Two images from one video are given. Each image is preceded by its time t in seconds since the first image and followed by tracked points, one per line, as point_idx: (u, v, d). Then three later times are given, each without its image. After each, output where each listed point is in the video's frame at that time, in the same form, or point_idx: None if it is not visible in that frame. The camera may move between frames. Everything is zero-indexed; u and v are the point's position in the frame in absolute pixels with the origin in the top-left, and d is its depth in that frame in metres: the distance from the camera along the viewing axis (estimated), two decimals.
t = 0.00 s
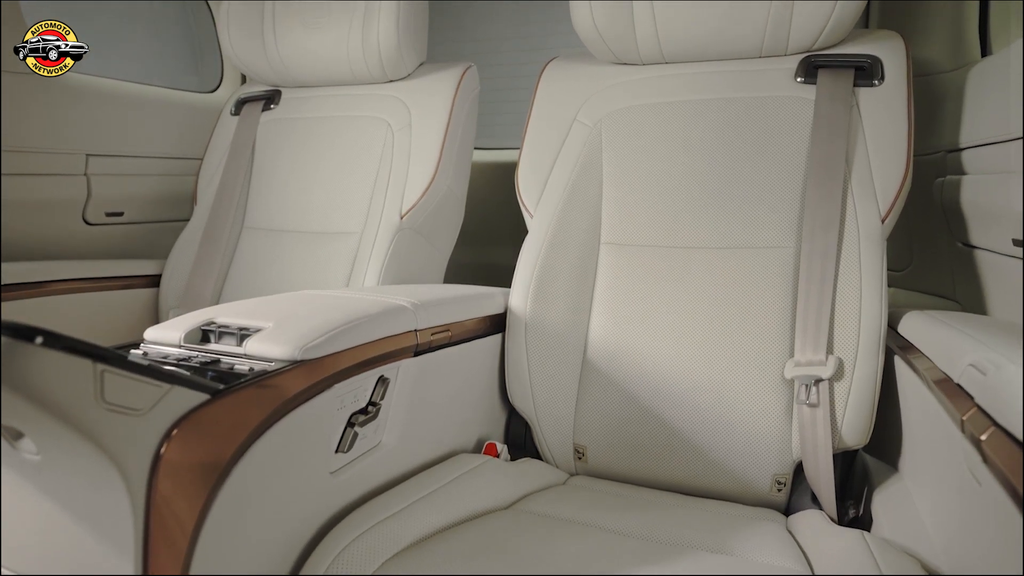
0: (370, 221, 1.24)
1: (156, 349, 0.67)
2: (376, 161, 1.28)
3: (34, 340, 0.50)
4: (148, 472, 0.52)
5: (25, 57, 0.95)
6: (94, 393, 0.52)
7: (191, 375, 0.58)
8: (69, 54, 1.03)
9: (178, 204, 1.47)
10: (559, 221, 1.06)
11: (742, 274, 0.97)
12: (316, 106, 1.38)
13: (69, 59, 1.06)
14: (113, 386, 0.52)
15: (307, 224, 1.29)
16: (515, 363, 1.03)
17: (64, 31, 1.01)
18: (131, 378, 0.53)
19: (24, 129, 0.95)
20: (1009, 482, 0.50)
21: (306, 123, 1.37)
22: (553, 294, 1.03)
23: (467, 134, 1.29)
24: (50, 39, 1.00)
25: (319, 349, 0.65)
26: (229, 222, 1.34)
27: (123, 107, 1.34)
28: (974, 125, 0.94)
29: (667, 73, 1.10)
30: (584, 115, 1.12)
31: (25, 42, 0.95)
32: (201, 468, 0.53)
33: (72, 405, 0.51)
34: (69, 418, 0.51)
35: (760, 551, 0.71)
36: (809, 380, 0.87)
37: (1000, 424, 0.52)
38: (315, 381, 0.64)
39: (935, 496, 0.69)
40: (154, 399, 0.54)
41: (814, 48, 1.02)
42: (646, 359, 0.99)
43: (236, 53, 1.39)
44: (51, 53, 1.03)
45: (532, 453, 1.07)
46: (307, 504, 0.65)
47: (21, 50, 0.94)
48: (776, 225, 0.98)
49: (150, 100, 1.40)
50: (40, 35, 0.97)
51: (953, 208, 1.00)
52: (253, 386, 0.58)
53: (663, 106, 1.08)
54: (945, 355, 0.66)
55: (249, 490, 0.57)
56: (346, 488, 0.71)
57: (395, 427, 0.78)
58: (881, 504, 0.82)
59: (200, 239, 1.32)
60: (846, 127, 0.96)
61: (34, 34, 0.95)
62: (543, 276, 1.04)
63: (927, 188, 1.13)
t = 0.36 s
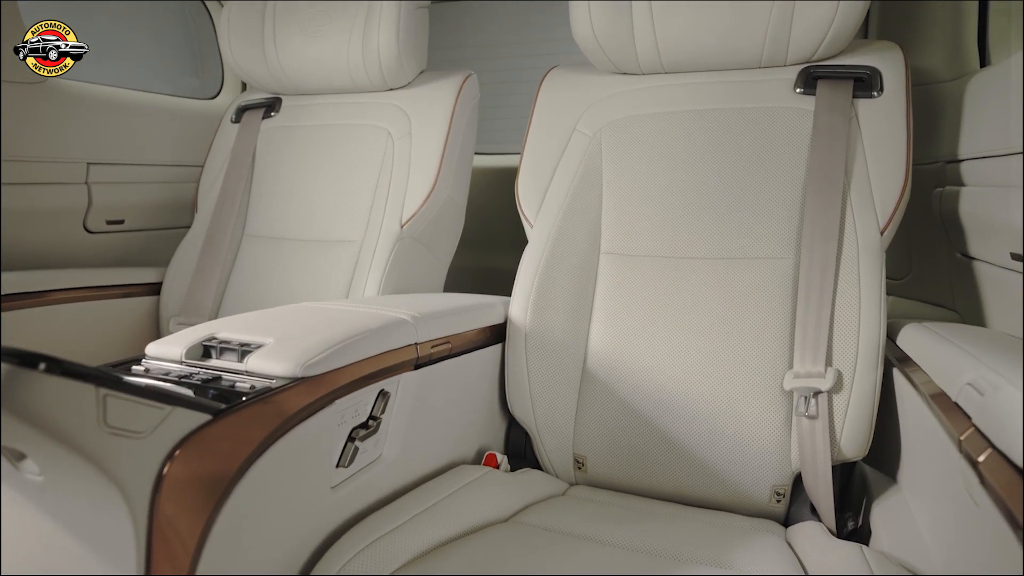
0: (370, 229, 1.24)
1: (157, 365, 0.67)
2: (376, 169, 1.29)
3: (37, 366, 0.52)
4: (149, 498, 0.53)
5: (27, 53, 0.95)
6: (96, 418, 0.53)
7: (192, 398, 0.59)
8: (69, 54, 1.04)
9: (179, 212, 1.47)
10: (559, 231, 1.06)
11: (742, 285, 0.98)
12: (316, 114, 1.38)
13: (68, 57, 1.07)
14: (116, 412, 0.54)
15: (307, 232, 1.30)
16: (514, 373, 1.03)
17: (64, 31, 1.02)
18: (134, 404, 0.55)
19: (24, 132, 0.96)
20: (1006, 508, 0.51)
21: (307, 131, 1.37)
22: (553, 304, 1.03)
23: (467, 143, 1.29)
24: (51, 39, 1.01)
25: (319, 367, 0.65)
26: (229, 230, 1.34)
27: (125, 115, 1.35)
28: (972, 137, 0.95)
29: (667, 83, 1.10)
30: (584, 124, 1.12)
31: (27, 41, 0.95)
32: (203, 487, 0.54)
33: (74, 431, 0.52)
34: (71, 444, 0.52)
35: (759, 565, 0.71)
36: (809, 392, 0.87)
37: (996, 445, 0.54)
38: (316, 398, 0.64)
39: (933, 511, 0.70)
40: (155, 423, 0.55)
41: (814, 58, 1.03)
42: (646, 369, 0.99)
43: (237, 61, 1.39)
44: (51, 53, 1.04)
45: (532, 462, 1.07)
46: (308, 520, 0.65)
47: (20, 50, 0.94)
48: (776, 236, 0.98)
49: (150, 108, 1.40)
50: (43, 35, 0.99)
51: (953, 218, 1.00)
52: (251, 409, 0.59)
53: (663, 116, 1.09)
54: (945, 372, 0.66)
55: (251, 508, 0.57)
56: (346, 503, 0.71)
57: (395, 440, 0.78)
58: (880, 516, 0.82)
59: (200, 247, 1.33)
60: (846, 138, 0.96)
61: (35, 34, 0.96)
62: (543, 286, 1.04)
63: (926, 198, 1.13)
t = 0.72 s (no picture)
0: (371, 238, 1.24)
1: (159, 380, 0.67)
2: (376, 178, 1.29)
3: (40, 394, 0.53)
4: (152, 516, 0.53)
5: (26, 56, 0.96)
6: (98, 442, 0.53)
7: (194, 417, 0.59)
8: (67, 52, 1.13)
9: (180, 219, 1.48)
10: (559, 241, 1.06)
11: (741, 296, 0.98)
12: (317, 121, 1.39)
13: (67, 57, 1.14)
14: (117, 435, 0.54)
15: (307, 239, 1.30)
16: (514, 383, 1.03)
17: (63, 31, 1.09)
18: (137, 425, 0.55)
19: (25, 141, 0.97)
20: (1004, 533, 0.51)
21: (307, 138, 1.38)
22: (553, 314, 1.04)
23: (467, 152, 1.30)
24: (50, 38, 1.07)
25: (320, 383, 0.66)
26: (230, 237, 1.34)
27: (126, 123, 1.35)
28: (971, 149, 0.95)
29: (666, 93, 1.11)
30: (584, 134, 1.13)
31: (28, 43, 0.99)
32: (204, 508, 0.54)
33: (76, 456, 0.53)
34: (74, 468, 0.53)
35: None
36: (808, 404, 0.87)
37: (993, 467, 0.55)
38: (317, 415, 0.64)
39: (931, 525, 0.70)
40: (159, 444, 0.55)
41: (813, 69, 1.03)
42: (646, 380, 0.99)
43: (237, 69, 1.39)
44: (51, 53, 1.10)
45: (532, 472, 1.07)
46: (308, 536, 0.65)
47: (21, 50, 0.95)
48: (775, 247, 0.98)
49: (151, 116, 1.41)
50: (43, 34, 1.04)
51: (951, 229, 1.00)
52: (251, 427, 0.59)
53: (663, 126, 1.09)
54: (940, 391, 0.67)
55: (251, 526, 0.57)
56: (346, 517, 0.71)
57: (395, 453, 0.79)
58: (878, 528, 0.83)
59: (201, 254, 1.33)
60: (845, 150, 0.97)
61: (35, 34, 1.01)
62: (543, 297, 1.04)
63: (925, 208, 1.13)
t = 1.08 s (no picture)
0: (371, 247, 1.25)
1: (160, 397, 0.68)
2: (376, 187, 1.29)
3: (44, 417, 0.56)
4: (154, 536, 0.53)
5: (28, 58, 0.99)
6: (101, 465, 0.55)
7: (197, 437, 0.60)
8: (69, 54, 1.11)
9: (180, 227, 1.48)
10: (559, 251, 1.07)
11: (740, 307, 0.98)
12: (317, 129, 1.39)
13: (68, 58, 1.14)
14: (119, 458, 0.56)
15: (307, 248, 1.30)
16: (514, 393, 1.04)
17: (64, 31, 1.08)
18: (137, 448, 0.56)
19: (30, 147, 0.97)
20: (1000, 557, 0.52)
21: (308, 146, 1.38)
22: (553, 325, 1.04)
23: (467, 161, 1.30)
24: (52, 39, 1.07)
25: (320, 400, 0.66)
26: (230, 245, 1.34)
27: (127, 131, 1.35)
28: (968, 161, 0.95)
29: (666, 104, 1.11)
30: (584, 144, 1.13)
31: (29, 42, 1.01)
32: (207, 525, 0.54)
33: (79, 480, 0.54)
34: (77, 492, 0.54)
35: None
36: (807, 416, 0.88)
37: (991, 489, 0.55)
38: (318, 431, 0.65)
39: (929, 538, 0.70)
40: (160, 465, 0.56)
41: (812, 80, 1.03)
42: (646, 391, 1.00)
43: (237, 77, 1.40)
44: (52, 52, 1.09)
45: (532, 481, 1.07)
46: (309, 552, 0.65)
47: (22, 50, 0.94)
48: (774, 258, 0.99)
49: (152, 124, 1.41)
50: (43, 34, 1.05)
51: (950, 240, 1.00)
52: (253, 445, 0.59)
53: (662, 136, 1.09)
54: (938, 408, 0.67)
55: (253, 543, 0.58)
56: (347, 531, 0.71)
57: (396, 466, 0.79)
58: (876, 539, 0.83)
59: (201, 262, 1.33)
60: (844, 162, 0.97)
61: (36, 34, 1.02)
62: (544, 307, 1.04)
63: (923, 218, 1.14)
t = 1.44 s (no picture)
0: (372, 255, 1.25)
1: (162, 412, 0.69)
2: (377, 195, 1.29)
3: (46, 442, 0.56)
4: (156, 554, 0.53)
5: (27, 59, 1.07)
6: (104, 489, 0.55)
7: (199, 455, 0.60)
8: (70, 53, 1.14)
9: (180, 234, 1.48)
10: (559, 261, 1.07)
11: (740, 317, 0.98)
12: (318, 137, 1.39)
13: (68, 58, 1.16)
14: (122, 481, 0.56)
15: (308, 256, 1.30)
16: (514, 403, 1.04)
17: (65, 31, 1.12)
18: (140, 471, 0.57)
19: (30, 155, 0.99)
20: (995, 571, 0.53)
21: (308, 154, 1.38)
22: (553, 335, 1.04)
23: (467, 169, 1.30)
24: (51, 40, 1.12)
25: (321, 416, 0.66)
26: (230, 253, 1.34)
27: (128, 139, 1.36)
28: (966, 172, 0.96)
29: (666, 113, 1.11)
30: (584, 153, 1.13)
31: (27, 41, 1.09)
32: (209, 543, 0.55)
33: (81, 503, 0.54)
34: (80, 515, 0.53)
35: None
36: (807, 428, 0.88)
37: (988, 511, 0.57)
38: (319, 447, 0.65)
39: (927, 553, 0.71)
40: (162, 487, 0.57)
41: (811, 91, 1.04)
42: (646, 401, 1.00)
43: (238, 85, 1.40)
44: (52, 53, 1.12)
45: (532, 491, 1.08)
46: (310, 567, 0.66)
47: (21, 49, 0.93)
48: (773, 269, 0.99)
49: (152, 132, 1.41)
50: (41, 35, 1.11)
51: (948, 250, 1.01)
52: (254, 464, 0.60)
53: (662, 146, 1.09)
54: (935, 420, 0.68)
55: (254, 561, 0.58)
56: (348, 545, 0.72)
57: (396, 479, 0.79)
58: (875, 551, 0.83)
59: (202, 270, 1.34)
60: (843, 173, 0.97)
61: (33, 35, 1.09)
62: (543, 318, 1.05)
63: (923, 227, 1.14)
